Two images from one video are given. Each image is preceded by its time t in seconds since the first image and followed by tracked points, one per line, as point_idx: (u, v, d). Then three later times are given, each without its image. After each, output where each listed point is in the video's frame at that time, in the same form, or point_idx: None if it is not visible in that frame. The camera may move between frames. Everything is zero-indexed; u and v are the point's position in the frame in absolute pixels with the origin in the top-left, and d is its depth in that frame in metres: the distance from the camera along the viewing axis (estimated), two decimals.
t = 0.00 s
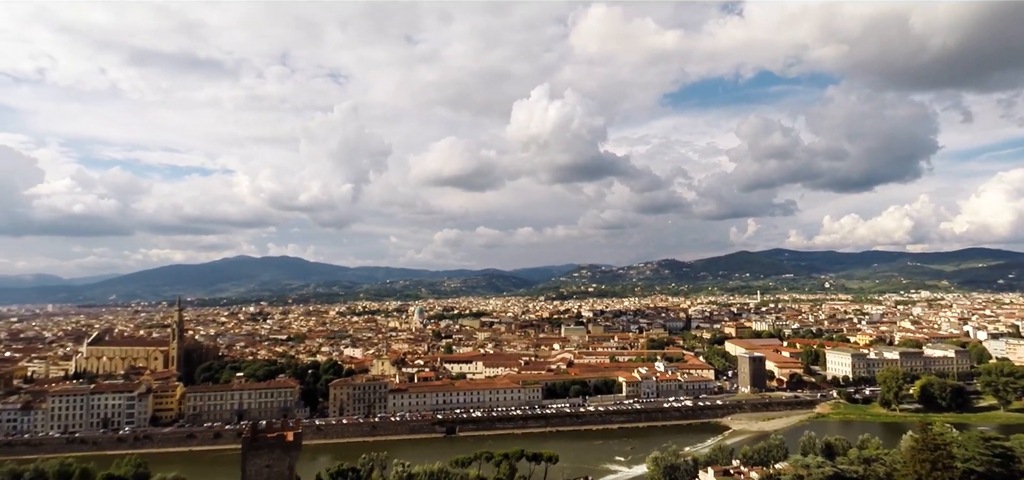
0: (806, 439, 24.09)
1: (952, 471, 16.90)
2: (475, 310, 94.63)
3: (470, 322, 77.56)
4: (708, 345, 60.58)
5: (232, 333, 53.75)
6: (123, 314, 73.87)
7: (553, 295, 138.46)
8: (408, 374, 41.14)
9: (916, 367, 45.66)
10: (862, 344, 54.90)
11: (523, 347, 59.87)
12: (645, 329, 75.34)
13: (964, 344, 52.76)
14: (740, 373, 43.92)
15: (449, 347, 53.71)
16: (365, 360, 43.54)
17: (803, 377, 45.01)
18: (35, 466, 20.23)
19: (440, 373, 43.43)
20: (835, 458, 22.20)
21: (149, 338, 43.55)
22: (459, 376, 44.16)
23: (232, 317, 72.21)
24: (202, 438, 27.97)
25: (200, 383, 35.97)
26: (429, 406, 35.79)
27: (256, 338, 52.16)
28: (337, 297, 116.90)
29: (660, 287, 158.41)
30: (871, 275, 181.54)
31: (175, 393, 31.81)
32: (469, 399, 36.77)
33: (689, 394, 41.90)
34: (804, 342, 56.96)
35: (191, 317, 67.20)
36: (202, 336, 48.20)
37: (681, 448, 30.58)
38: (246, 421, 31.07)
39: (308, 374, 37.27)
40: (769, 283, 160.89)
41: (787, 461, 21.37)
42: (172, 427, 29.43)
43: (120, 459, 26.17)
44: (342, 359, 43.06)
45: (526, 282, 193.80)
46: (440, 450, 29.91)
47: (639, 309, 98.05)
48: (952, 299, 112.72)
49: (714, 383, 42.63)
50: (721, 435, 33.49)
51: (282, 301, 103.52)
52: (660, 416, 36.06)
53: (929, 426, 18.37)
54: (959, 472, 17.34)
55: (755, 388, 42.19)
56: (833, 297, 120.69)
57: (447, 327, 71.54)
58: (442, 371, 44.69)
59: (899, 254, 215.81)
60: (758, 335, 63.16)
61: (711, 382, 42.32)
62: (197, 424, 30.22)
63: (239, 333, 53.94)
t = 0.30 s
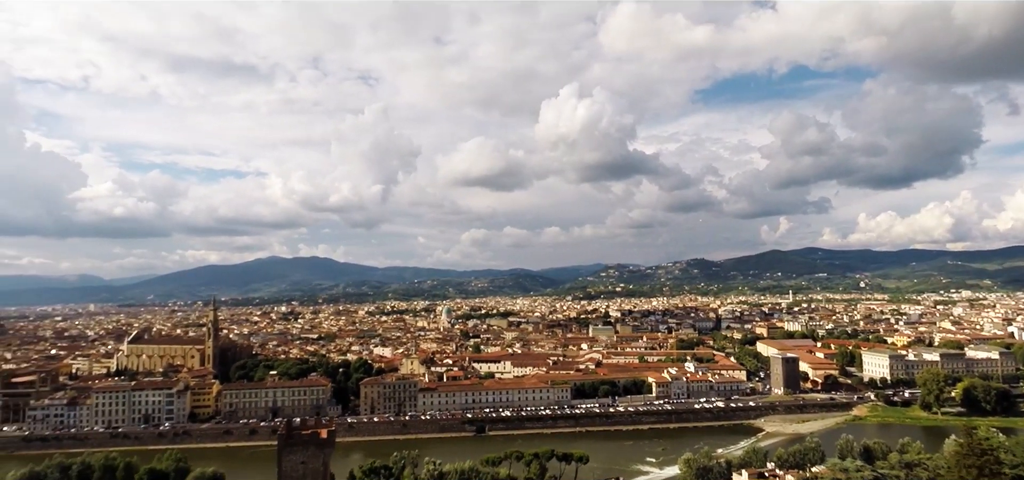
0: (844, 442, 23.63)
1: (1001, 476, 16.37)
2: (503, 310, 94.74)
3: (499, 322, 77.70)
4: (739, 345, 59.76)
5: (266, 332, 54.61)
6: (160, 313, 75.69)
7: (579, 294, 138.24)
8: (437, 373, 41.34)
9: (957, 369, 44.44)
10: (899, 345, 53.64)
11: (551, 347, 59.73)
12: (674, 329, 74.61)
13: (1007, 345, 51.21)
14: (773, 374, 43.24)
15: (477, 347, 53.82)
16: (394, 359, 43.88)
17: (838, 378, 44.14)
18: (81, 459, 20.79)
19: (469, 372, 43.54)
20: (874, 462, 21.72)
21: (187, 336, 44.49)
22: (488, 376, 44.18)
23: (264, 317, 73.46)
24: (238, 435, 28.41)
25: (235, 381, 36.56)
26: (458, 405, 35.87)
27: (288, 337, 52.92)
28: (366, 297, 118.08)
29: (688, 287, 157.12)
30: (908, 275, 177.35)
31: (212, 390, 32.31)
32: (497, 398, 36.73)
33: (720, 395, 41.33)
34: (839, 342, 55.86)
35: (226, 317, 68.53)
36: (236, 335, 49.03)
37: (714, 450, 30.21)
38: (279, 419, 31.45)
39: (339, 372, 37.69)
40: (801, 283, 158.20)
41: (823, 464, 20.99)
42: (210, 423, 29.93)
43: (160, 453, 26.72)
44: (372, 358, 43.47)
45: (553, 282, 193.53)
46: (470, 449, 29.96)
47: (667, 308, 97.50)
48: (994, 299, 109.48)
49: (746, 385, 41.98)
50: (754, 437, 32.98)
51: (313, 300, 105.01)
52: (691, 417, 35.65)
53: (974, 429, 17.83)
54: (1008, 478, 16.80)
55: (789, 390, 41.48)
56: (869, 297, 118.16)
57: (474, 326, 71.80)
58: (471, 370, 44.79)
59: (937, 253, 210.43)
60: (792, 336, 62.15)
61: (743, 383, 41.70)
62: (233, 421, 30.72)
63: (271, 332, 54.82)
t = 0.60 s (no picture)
0: (882, 446, 23.10)
1: None
2: (533, 309, 94.73)
3: (528, 321, 77.82)
4: (774, 346, 58.82)
5: (299, 331, 55.44)
6: (198, 312, 77.50)
7: (609, 294, 137.45)
8: (467, 372, 41.51)
9: (1002, 371, 43.09)
10: (941, 346, 52.21)
11: (582, 347, 59.50)
12: (707, 329, 73.72)
13: None
14: (809, 375, 42.45)
15: (508, 347, 53.89)
16: (425, 358, 44.21)
17: (877, 380, 43.16)
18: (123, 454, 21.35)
19: (499, 372, 43.62)
20: (914, 467, 21.20)
21: (224, 335, 45.40)
22: (518, 375, 44.20)
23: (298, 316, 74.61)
24: (274, 432, 28.93)
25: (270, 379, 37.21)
26: (488, 404, 35.97)
27: (322, 336, 53.68)
28: (398, 296, 119.16)
29: (721, 286, 155.11)
30: (951, 274, 172.34)
31: (247, 388, 32.91)
32: (527, 398, 36.72)
33: (754, 396, 40.68)
34: (878, 344, 54.61)
35: (261, 316, 69.85)
36: (271, 334, 49.87)
37: (746, 452, 29.78)
38: (313, 417, 31.91)
39: (371, 372, 38.11)
40: (838, 282, 154.94)
41: (861, 469, 20.54)
42: (246, 421, 30.55)
43: (199, 449, 27.33)
44: (403, 357, 43.85)
45: (583, 282, 192.70)
46: (500, 448, 30.02)
47: (700, 308, 96.46)
48: None
49: (781, 386, 41.26)
50: (789, 439, 32.46)
51: (345, 300, 106.51)
52: (724, 418, 35.20)
53: (1022, 435, 17.25)
54: None
55: (826, 392, 40.68)
56: (909, 297, 115.15)
57: (504, 326, 71.95)
58: (501, 370, 44.85)
59: (981, 251, 204.09)
60: (828, 336, 60.96)
61: (777, 385, 41.00)
62: (268, 418, 31.30)
63: (305, 331, 55.68)
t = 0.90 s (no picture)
0: (925, 450, 22.55)
1: None
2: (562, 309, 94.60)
3: (558, 321, 77.74)
4: (809, 347, 57.84)
5: (332, 330, 56.26)
6: (235, 311, 79.14)
7: (640, 294, 136.43)
8: (498, 372, 41.66)
9: None
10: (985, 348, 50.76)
11: (612, 347, 59.24)
12: (739, 329, 72.79)
13: None
14: (846, 377, 41.62)
15: (537, 346, 53.91)
16: (455, 357, 44.51)
17: (917, 383, 42.12)
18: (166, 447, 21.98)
19: (529, 371, 43.69)
20: (958, 472, 20.67)
21: (260, 334, 46.31)
22: (548, 375, 44.18)
23: (331, 315, 75.69)
24: (309, 429, 29.45)
25: (304, 377, 37.83)
26: (519, 403, 36.05)
27: (354, 335, 54.36)
28: (429, 296, 120.03)
29: (754, 286, 152.78)
30: (996, 273, 166.94)
31: (283, 385, 33.55)
32: (558, 398, 36.69)
33: (789, 398, 40.00)
34: (918, 345, 53.32)
35: (296, 315, 70.93)
36: (305, 333, 50.70)
37: (782, 455, 29.33)
38: (346, 414, 32.34)
39: (403, 370, 38.51)
40: (876, 282, 151.33)
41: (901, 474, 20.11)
42: (282, 417, 31.15)
43: (237, 445, 27.97)
44: (434, 356, 44.21)
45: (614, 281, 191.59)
46: (531, 447, 30.07)
47: (733, 308, 95.53)
48: None
49: (817, 388, 40.52)
50: (826, 442, 31.87)
51: (378, 299, 107.66)
52: (758, 420, 34.71)
53: None
54: None
55: (864, 394, 39.85)
56: (951, 297, 111.98)
57: (533, 326, 72.03)
58: (531, 369, 44.92)
59: None
60: (866, 338, 59.69)
61: (813, 386, 40.28)
62: (302, 416, 31.84)
63: (338, 330, 56.43)
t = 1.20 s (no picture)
0: (973, 457, 21.98)
1: None
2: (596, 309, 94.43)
3: (592, 321, 77.61)
4: (851, 348, 56.66)
5: (368, 328, 57.19)
6: (274, 310, 80.87)
7: (675, 293, 135.21)
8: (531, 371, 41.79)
9: None
10: None
11: (646, 346, 58.91)
12: (778, 329, 71.73)
13: None
14: (891, 379, 40.68)
15: (571, 346, 53.92)
16: (489, 356, 44.77)
17: (966, 386, 40.96)
18: (209, 442, 22.68)
19: (562, 371, 43.73)
20: None
21: (298, 332, 47.27)
22: (581, 375, 44.17)
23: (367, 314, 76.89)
24: (345, 426, 30.00)
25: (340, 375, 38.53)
26: (552, 403, 36.15)
27: (389, 333, 55.13)
28: (462, 295, 120.93)
29: (793, 286, 150.00)
30: None
31: (321, 383, 34.25)
32: (591, 397, 36.67)
33: (829, 400, 39.24)
34: (966, 346, 51.81)
35: (332, 314, 72.19)
36: (341, 331, 51.59)
37: (822, 458, 28.81)
38: (382, 412, 32.85)
39: (437, 369, 38.93)
40: (922, 281, 147.13)
41: None
42: (319, 414, 31.81)
43: (277, 440, 28.66)
44: (467, 355, 44.59)
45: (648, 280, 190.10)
46: (564, 447, 30.15)
47: (771, 308, 94.19)
48: None
49: (859, 390, 39.64)
50: (868, 446, 31.22)
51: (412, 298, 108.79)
52: (796, 422, 34.18)
53: None
54: None
55: (909, 397, 38.90)
56: (1002, 297, 108.21)
57: (566, 325, 72.00)
58: (564, 369, 44.97)
59: None
60: (911, 339, 58.11)
61: (854, 389, 39.44)
62: (339, 413, 32.47)
63: (373, 328, 57.25)
